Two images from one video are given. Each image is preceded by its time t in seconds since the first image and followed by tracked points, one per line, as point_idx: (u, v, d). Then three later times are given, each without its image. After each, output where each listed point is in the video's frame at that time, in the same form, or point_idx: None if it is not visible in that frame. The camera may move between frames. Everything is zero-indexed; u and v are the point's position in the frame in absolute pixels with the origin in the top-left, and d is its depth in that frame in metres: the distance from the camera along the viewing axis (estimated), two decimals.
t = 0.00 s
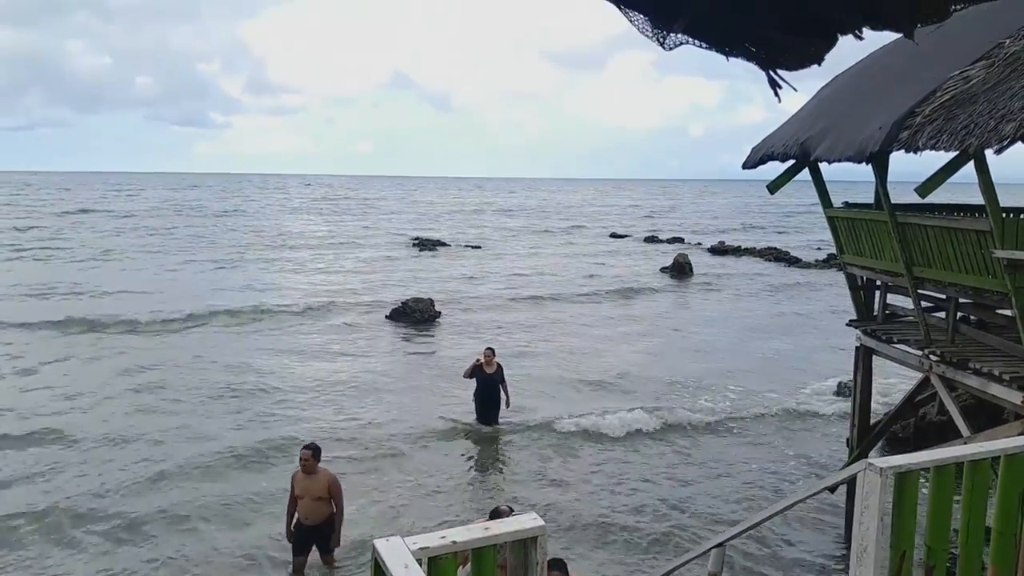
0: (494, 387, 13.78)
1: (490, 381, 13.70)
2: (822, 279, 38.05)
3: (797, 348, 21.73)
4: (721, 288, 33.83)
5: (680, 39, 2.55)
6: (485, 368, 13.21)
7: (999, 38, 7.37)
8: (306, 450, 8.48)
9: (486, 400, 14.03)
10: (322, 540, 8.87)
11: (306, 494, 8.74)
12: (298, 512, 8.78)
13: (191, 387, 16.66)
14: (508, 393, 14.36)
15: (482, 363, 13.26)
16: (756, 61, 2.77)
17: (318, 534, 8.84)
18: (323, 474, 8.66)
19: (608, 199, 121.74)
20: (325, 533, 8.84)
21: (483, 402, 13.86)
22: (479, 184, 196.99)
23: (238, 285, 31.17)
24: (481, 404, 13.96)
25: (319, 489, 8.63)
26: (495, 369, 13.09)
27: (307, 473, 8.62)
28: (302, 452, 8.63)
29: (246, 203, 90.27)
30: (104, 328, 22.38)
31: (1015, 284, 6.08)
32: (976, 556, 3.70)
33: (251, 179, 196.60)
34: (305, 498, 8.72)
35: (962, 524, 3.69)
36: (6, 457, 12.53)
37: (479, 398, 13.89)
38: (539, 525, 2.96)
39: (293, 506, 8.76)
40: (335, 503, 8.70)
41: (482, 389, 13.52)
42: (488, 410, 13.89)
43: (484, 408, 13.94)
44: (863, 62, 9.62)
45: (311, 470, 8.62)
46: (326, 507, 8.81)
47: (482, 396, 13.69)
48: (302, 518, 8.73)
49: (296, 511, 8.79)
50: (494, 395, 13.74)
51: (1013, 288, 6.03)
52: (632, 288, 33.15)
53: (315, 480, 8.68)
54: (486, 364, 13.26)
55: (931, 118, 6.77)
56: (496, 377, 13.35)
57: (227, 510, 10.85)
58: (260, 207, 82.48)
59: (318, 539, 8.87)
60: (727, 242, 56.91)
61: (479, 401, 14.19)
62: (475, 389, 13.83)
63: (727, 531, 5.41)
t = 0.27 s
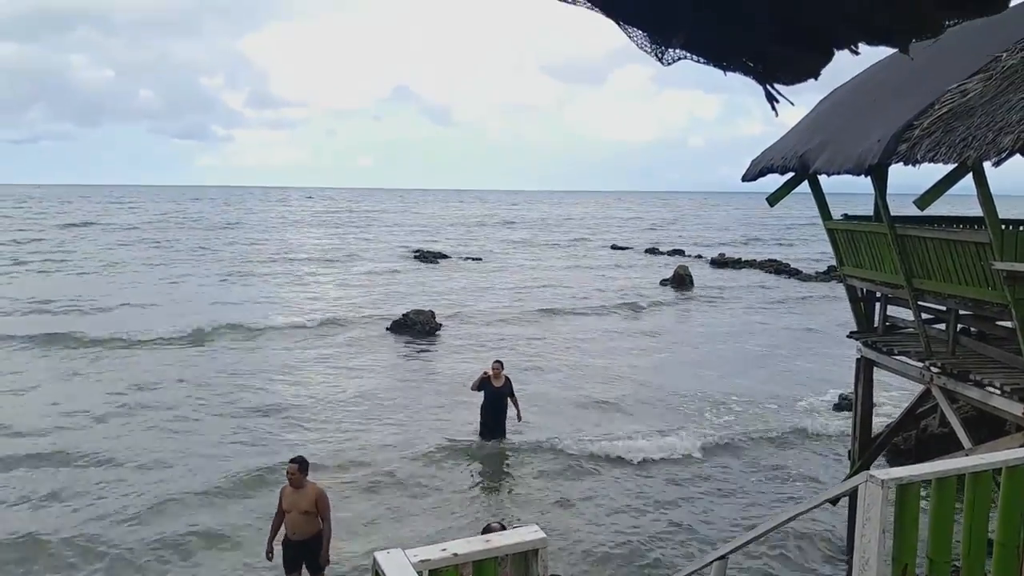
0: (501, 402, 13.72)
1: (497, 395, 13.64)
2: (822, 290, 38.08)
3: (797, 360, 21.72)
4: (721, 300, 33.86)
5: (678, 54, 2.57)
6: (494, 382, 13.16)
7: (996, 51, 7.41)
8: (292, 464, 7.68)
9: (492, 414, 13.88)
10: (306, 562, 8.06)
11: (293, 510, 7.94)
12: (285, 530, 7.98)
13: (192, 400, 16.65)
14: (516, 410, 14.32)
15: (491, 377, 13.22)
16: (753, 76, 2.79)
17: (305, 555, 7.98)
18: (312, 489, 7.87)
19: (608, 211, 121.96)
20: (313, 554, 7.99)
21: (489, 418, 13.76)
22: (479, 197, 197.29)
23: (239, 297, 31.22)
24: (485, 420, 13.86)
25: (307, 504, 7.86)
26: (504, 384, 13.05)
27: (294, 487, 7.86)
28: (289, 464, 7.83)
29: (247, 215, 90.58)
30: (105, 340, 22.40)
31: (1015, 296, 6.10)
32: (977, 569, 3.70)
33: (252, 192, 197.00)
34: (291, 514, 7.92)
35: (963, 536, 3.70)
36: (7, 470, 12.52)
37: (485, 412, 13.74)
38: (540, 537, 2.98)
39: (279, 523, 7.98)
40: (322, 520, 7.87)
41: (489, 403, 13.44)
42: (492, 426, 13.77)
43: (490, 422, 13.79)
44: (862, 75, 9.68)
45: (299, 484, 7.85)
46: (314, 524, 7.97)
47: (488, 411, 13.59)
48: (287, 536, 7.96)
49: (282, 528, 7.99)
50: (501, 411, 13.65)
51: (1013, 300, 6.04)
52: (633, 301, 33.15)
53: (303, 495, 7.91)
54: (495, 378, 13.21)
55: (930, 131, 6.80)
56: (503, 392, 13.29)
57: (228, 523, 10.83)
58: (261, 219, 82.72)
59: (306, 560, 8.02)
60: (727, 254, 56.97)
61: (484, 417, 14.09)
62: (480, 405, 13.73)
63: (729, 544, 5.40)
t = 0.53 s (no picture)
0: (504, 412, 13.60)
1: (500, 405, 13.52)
2: (822, 299, 38.11)
3: (797, 369, 21.72)
4: (721, 309, 33.88)
5: (677, 64, 2.60)
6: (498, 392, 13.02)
7: (996, 60, 7.44)
8: (289, 470, 7.73)
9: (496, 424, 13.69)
10: None
11: (287, 519, 7.90)
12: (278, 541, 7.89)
13: (193, 407, 16.66)
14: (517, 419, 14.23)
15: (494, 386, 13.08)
16: (752, 86, 2.82)
17: (298, 568, 7.82)
18: (308, 497, 7.89)
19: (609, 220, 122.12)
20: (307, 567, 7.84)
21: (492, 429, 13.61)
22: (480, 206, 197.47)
23: (240, 306, 31.27)
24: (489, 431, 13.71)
25: (303, 512, 7.84)
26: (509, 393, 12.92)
27: (290, 496, 7.85)
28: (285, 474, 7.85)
29: (247, 224, 90.80)
30: (106, 348, 22.42)
31: (1015, 305, 6.10)
32: None
33: (253, 200, 197.14)
34: (286, 524, 7.87)
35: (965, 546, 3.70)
36: (9, 475, 12.52)
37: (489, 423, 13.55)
38: (541, 545, 3.00)
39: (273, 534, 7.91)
40: (318, 528, 7.81)
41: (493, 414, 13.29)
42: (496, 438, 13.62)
43: (496, 433, 13.61)
44: (862, 84, 9.71)
45: (295, 493, 7.86)
46: (309, 536, 7.89)
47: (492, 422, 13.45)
48: (282, 547, 7.83)
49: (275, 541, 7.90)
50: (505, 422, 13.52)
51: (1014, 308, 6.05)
52: (633, 309, 33.17)
53: (298, 503, 7.90)
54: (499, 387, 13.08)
55: (929, 140, 6.82)
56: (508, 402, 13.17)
57: (229, 529, 10.82)
58: (262, 228, 82.87)
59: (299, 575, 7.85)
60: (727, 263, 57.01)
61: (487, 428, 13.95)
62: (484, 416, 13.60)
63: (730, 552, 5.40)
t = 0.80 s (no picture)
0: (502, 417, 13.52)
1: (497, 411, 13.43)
2: (821, 302, 38.15)
3: (796, 371, 21.78)
4: (720, 312, 33.93)
5: (675, 69, 2.67)
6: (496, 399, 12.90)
7: (994, 64, 7.46)
8: (283, 477, 7.64)
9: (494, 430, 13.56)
10: None
11: (285, 525, 7.84)
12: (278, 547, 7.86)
13: (191, 412, 16.66)
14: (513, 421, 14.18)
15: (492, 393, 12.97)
16: (750, 90, 2.88)
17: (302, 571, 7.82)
18: (303, 502, 7.84)
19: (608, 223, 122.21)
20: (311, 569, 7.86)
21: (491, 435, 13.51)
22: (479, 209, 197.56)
23: (239, 309, 31.31)
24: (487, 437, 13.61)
25: (301, 517, 7.80)
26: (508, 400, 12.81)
27: (285, 502, 7.77)
28: (278, 480, 7.76)
29: (246, 226, 90.84)
30: (105, 353, 22.47)
31: (1013, 308, 6.11)
32: None
33: (253, 203, 197.29)
34: (284, 530, 7.82)
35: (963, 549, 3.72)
36: (9, 482, 12.56)
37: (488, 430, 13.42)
38: (541, 548, 3.02)
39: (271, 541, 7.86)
40: (318, 531, 7.80)
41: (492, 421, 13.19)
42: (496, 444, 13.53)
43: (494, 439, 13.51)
44: (860, 88, 9.74)
45: (289, 499, 7.77)
46: (307, 540, 7.88)
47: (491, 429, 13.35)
48: (281, 553, 7.80)
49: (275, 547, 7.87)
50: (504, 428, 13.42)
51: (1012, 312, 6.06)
52: (631, 313, 33.20)
53: (294, 509, 7.85)
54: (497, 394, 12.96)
55: (927, 144, 6.85)
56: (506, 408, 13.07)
57: (229, 533, 10.83)
58: (261, 232, 82.87)
59: None
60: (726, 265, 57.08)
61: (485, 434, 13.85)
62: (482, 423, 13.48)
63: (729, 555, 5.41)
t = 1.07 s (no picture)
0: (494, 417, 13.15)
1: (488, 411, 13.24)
2: (815, 301, 38.27)
3: (790, 370, 21.85)
4: (715, 311, 34.01)
5: (670, 67, 2.67)
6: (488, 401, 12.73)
7: (987, 63, 7.50)
8: (277, 481, 7.62)
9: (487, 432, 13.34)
10: None
11: (281, 531, 7.82)
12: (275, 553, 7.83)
13: (185, 407, 16.62)
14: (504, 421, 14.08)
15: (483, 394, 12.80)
16: (745, 89, 2.89)
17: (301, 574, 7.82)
18: (298, 506, 7.85)
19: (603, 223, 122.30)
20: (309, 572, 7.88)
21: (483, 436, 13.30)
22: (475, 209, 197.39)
23: (234, 308, 31.27)
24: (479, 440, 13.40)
25: (297, 521, 7.80)
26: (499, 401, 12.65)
27: (280, 507, 7.77)
28: (272, 485, 7.74)
29: (241, 226, 90.67)
30: (100, 350, 22.43)
31: (1007, 307, 6.13)
32: None
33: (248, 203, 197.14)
34: (280, 536, 7.80)
35: (956, 546, 3.71)
36: (5, 473, 12.52)
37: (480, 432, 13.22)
38: (535, 547, 3.03)
39: (267, 547, 7.83)
40: (315, 534, 7.80)
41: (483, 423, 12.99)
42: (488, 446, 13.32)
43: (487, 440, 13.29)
44: (854, 87, 9.77)
45: (284, 503, 7.78)
46: (303, 543, 7.87)
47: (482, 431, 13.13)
48: (278, 559, 7.77)
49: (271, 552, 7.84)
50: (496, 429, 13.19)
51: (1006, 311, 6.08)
52: (625, 312, 33.25)
53: (290, 513, 7.85)
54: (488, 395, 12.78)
55: (921, 143, 6.87)
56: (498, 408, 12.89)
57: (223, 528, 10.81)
58: (255, 231, 82.74)
59: None
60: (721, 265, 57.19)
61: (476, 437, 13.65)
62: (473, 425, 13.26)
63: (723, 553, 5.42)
